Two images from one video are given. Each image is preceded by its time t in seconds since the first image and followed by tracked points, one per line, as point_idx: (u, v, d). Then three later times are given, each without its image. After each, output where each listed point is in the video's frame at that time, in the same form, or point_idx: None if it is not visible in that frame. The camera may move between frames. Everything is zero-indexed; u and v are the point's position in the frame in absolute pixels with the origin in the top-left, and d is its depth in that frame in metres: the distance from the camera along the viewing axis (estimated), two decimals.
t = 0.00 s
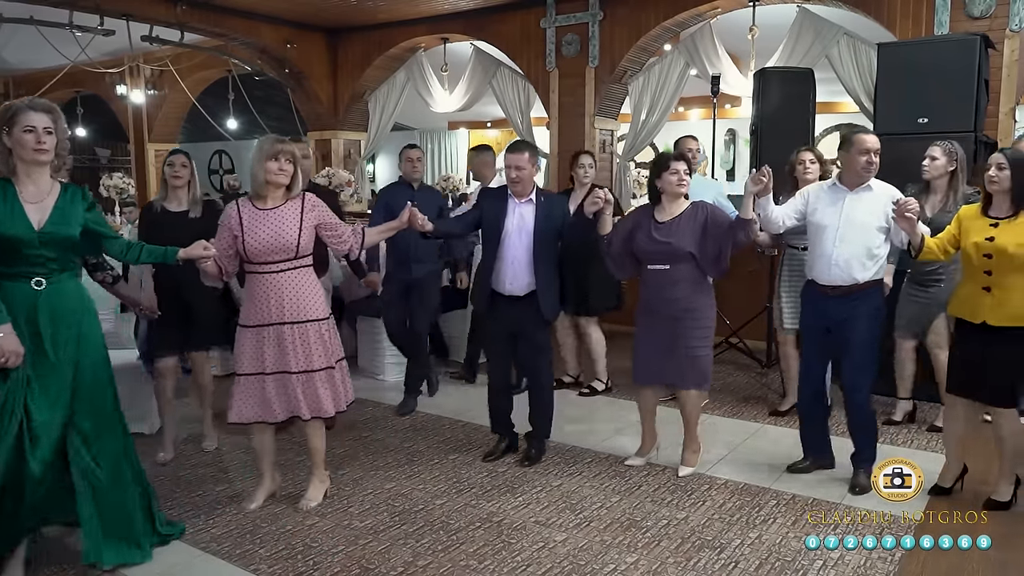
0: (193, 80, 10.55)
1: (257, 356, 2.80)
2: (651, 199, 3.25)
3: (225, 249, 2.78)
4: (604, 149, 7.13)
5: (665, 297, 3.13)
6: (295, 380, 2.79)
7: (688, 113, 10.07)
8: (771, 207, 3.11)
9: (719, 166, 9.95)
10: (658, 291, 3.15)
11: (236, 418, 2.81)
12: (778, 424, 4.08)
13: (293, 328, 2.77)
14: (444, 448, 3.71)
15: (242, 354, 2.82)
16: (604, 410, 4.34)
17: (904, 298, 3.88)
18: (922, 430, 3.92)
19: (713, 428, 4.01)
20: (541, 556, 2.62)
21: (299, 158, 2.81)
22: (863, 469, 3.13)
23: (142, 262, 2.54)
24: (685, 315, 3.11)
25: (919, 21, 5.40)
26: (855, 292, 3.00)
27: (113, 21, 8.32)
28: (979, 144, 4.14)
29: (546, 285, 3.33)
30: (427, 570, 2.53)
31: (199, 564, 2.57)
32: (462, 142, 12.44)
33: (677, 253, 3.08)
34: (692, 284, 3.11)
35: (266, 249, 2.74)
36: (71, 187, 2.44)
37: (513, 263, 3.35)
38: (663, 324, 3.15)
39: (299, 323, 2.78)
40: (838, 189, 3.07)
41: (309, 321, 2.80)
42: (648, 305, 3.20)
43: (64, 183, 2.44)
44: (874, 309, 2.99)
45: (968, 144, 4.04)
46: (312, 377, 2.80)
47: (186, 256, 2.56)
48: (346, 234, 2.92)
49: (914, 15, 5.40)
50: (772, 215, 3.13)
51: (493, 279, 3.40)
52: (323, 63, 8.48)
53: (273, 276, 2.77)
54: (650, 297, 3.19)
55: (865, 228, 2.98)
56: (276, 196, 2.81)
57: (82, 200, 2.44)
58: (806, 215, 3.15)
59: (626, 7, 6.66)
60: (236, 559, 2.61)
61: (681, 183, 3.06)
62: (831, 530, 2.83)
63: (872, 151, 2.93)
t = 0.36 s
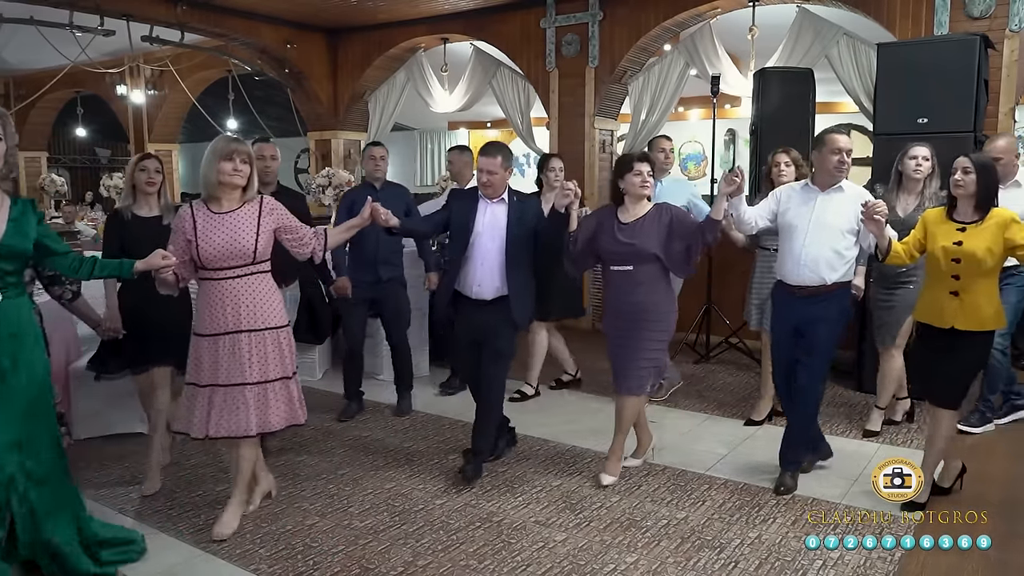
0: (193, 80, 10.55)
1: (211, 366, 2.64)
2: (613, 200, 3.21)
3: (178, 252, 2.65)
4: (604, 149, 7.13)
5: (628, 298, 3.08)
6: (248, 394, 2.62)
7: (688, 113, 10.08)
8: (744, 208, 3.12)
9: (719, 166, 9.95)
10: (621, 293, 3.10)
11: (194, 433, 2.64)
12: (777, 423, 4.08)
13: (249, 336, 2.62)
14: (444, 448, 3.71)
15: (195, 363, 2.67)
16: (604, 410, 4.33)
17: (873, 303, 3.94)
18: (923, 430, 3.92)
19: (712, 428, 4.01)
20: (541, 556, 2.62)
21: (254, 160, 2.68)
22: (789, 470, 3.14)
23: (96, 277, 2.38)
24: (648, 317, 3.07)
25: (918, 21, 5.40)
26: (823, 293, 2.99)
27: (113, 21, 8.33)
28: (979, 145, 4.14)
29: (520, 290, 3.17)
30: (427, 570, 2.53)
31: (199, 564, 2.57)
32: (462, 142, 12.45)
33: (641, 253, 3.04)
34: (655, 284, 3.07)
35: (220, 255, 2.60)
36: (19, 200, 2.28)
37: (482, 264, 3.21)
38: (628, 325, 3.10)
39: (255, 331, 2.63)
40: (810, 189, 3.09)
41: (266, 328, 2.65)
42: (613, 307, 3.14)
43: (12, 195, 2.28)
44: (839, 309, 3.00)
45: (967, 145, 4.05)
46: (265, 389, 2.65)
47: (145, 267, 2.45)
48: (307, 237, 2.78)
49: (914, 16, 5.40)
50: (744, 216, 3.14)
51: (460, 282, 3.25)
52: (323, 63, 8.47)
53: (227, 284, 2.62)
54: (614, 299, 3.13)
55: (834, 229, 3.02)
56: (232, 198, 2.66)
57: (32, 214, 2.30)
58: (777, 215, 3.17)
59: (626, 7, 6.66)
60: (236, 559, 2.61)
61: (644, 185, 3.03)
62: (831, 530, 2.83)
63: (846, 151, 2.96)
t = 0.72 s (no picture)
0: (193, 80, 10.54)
1: (173, 371, 2.57)
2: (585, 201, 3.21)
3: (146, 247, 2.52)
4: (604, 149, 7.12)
5: (602, 300, 3.09)
6: (211, 401, 2.56)
7: (688, 113, 10.09)
8: (727, 207, 3.13)
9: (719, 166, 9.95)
10: (593, 294, 3.11)
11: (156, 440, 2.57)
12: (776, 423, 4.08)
13: (218, 342, 2.56)
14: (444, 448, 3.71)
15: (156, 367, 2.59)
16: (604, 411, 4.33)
17: (854, 304, 3.90)
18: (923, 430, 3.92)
19: (712, 428, 4.01)
20: (541, 556, 2.62)
21: (231, 158, 2.65)
22: (789, 470, 3.14)
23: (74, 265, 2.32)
24: (620, 318, 3.07)
25: (919, 21, 5.40)
26: (810, 292, 2.98)
27: (112, 21, 8.33)
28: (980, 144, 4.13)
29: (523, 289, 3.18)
30: (427, 570, 2.52)
31: (198, 564, 2.57)
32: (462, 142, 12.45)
33: (613, 253, 3.05)
34: (628, 285, 3.08)
35: (195, 254, 2.53)
36: None
37: (459, 267, 3.13)
38: (599, 325, 3.11)
39: (224, 336, 2.57)
40: (797, 185, 3.06)
41: (235, 334, 2.59)
42: (586, 308, 3.14)
43: None
44: (826, 308, 3.00)
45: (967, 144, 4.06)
46: (225, 397, 2.58)
47: (124, 260, 2.38)
48: (284, 239, 2.74)
49: (914, 15, 5.40)
50: (727, 214, 3.13)
51: (430, 288, 3.14)
52: (322, 63, 8.47)
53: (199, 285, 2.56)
54: (586, 300, 3.14)
55: (820, 227, 2.98)
56: (208, 197, 2.62)
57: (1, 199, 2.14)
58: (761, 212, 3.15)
59: (626, 7, 6.66)
60: (235, 560, 2.60)
61: (615, 184, 3.04)
62: (831, 530, 2.83)
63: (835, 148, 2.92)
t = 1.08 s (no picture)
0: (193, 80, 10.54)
1: (159, 377, 2.56)
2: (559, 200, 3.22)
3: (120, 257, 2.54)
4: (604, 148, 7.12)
5: (585, 299, 3.10)
6: (203, 402, 2.59)
7: (688, 113, 10.10)
8: (699, 205, 3.16)
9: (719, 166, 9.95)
10: (574, 293, 3.12)
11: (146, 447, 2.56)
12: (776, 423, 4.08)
13: (203, 344, 2.58)
14: (444, 448, 3.71)
15: (137, 374, 2.57)
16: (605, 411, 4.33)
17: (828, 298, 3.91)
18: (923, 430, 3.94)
19: (711, 428, 4.01)
20: (541, 556, 2.62)
21: (199, 159, 2.62)
22: (790, 469, 3.14)
23: None
24: (603, 317, 3.10)
25: (919, 22, 5.40)
26: (793, 292, 2.99)
27: (113, 21, 8.33)
28: (979, 144, 4.14)
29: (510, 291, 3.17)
30: (427, 570, 2.53)
31: (199, 564, 2.57)
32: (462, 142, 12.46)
33: (597, 253, 3.07)
34: (609, 283, 3.12)
35: (169, 259, 2.53)
36: None
37: (432, 271, 3.06)
38: (581, 324, 3.12)
39: (208, 337, 2.59)
40: (775, 185, 3.07)
41: (218, 335, 2.62)
42: (566, 307, 3.15)
43: None
44: (809, 306, 3.02)
45: (967, 144, 4.07)
46: (221, 396, 2.62)
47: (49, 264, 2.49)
48: (253, 243, 2.74)
49: (914, 16, 5.41)
50: (701, 214, 3.16)
51: (406, 290, 3.11)
52: (322, 63, 8.47)
53: (176, 289, 2.56)
54: (565, 299, 3.15)
55: (801, 227, 3.00)
56: (177, 200, 2.60)
57: None
58: (739, 212, 3.15)
59: (626, 7, 6.66)
60: (236, 560, 2.61)
61: (593, 184, 3.07)
62: (831, 530, 2.83)
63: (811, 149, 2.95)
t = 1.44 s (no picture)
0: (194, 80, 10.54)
1: (140, 378, 2.57)
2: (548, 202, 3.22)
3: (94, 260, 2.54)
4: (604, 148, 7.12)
5: (576, 298, 3.10)
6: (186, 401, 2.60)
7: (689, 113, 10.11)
8: (688, 213, 3.10)
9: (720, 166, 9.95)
10: (564, 293, 3.12)
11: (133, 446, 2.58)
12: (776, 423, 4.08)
13: (181, 344, 2.58)
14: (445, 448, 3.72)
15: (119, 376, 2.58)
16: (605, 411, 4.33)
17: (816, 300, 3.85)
18: (924, 430, 3.93)
19: (711, 428, 4.01)
20: (541, 556, 2.62)
21: (174, 159, 2.62)
22: (756, 473, 3.14)
23: None
24: (593, 317, 3.10)
25: (920, 22, 5.40)
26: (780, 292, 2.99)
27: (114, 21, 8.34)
28: (979, 145, 4.13)
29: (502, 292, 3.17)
30: (428, 570, 2.53)
31: (199, 564, 2.57)
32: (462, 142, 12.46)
33: (589, 254, 3.09)
34: (599, 284, 3.12)
35: (145, 261, 2.53)
36: None
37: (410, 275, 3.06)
38: (572, 325, 3.12)
39: (186, 338, 2.60)
40: (758, 188, 3.08)
41: (196, 336, 2.62)
42: (556, 308, 3.14)
43: None
44: (793, 307, 3.03)
45: (967, 145, 4.07)
46: (202, 395, 2.65)
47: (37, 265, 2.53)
48: (230, 244, 2.72)
49: (915, 16, 5.41)
50: (690, 221, 3.11)
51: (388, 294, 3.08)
52: (323, 63, 8.47)
53: (153, 290, 2.56)
54: (556, 299, 3.14)
55: (787, 229, 3.01)
56: (153, 201, 2.59)
57: None
58: (725, 216, 3.15)
59: (627, 7, 6.66)
60: (237, 559, 2.61)
61: (582, 185, 3.08)
62: (832, 530, 2.83)
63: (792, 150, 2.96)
